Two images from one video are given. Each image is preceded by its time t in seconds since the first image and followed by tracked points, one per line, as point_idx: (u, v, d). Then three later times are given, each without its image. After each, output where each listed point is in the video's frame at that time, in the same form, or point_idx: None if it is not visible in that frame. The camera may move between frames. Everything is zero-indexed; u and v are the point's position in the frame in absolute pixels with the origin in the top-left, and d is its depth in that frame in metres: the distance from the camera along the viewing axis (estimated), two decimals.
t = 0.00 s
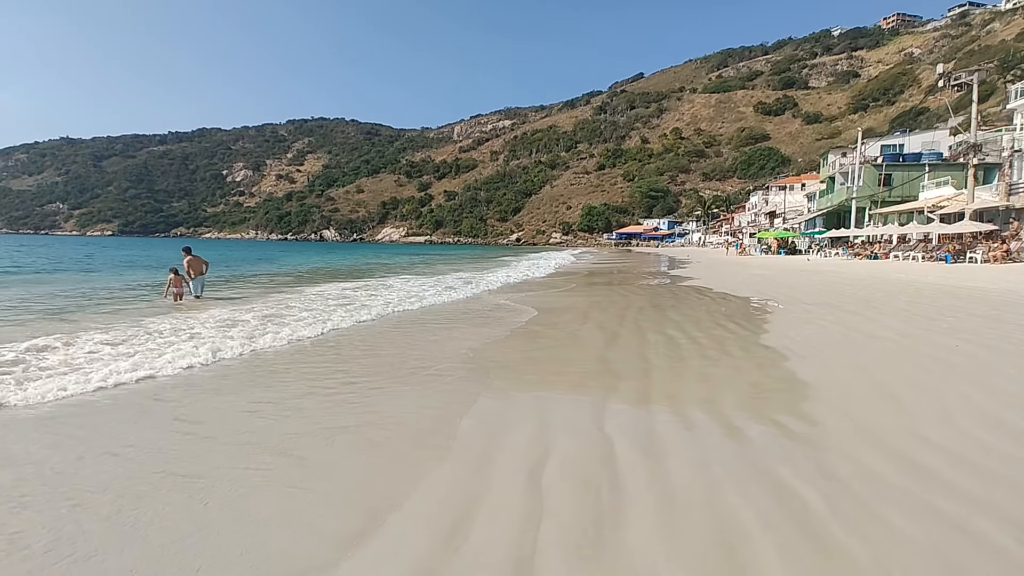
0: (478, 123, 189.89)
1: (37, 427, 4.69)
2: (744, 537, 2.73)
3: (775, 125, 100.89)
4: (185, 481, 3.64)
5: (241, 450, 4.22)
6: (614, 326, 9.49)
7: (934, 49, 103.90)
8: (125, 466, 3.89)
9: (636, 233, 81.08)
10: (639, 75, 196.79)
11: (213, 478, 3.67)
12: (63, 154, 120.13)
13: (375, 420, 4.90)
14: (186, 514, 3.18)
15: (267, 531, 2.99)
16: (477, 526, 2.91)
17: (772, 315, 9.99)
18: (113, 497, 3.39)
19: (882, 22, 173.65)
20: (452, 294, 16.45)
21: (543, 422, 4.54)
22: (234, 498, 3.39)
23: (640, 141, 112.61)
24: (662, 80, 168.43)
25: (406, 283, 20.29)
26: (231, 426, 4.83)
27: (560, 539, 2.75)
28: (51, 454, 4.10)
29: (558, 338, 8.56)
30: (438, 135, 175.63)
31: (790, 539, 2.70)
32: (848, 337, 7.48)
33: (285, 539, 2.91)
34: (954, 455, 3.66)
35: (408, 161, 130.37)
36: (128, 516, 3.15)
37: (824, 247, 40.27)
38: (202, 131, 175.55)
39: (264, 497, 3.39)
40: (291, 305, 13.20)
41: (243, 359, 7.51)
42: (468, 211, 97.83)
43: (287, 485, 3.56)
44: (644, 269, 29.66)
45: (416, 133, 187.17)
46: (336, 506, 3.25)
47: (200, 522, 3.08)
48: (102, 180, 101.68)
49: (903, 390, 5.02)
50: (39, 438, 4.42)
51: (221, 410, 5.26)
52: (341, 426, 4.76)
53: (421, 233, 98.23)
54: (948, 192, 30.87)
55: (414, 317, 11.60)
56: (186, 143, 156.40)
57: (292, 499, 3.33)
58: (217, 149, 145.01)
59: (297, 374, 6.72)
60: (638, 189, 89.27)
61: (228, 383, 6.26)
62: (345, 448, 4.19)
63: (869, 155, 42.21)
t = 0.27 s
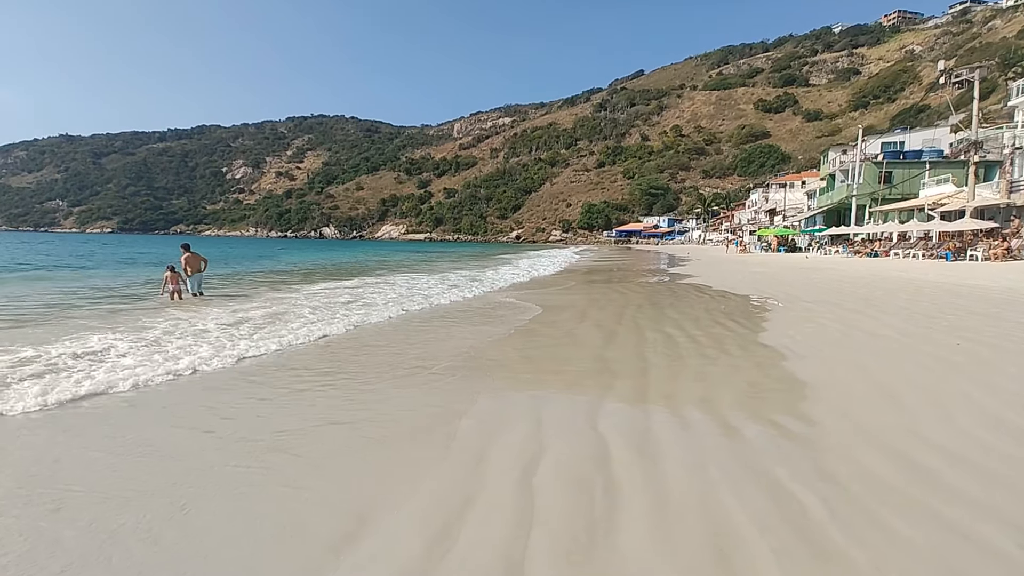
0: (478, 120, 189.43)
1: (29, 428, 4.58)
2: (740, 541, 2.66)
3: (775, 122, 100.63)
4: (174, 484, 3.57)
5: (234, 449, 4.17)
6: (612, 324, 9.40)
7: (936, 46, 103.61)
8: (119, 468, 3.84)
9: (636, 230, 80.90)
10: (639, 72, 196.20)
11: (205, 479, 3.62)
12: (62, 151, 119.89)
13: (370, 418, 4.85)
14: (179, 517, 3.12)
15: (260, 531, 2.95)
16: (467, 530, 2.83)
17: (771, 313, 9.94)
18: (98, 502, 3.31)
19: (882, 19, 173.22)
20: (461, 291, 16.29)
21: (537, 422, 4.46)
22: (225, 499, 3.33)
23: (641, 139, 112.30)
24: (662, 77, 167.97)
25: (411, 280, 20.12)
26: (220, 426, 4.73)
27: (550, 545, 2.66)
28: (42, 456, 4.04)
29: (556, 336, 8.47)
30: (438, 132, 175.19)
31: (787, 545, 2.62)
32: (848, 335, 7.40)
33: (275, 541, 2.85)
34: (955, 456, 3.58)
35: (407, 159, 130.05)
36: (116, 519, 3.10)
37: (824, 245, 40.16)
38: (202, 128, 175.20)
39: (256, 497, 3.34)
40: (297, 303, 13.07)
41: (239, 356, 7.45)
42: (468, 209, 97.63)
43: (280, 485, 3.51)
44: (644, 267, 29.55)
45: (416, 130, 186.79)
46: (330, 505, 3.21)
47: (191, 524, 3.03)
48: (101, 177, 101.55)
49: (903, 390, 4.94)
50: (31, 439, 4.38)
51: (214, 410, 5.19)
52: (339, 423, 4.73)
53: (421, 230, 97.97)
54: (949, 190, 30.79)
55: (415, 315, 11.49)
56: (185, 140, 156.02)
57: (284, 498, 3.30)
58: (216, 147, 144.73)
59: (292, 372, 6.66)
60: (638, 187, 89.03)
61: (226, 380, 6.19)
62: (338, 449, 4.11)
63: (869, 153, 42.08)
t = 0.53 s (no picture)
0: (478, 119, 189.21)
1: (10, 429, 4.47)
2: (735, 553, 2.58)
3: (776, 123, 100.48)
4: (153, 491, 3.47)
5: (218, 452, 4.06)
6: (610, 325, 9.31)
7: (937, 47, 103.44)
8: (100, 471, 3.76)
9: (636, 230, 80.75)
10: (640, 71, 196.24)
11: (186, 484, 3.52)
12: (62, 148, 119.98)
13: (360, 420, 4.75)
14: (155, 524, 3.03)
15: (239, 541, 2.85)
16: (454, 540, 2.74)
17: (770, 314, 9.85)
18: (74, 508, 3.22)
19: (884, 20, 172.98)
20: (464, 291, 16.07)
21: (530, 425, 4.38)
22: (205, 507, 3.23)
23: (641, 138, 112.12)
24: (664, 77, 167.67)
25: (413, 280, 19.92)
26: (205, 427, 4.63)
27: (538, 556, 2.58)
28: (22, 457, 3.95)
29: (553, 337, 8.39)
30: (439, 131, 175.02)
31: (784, 558, 2.52)
32: (848, 337, 7.32)
33: (250, 553, 2.75)
34: (958, 466, 3.45)
35: (408, 158, 129.88)
36: (90, 528, 3.01)
37: (824, 246, 40.07)
38: (202, 125, 175.16)
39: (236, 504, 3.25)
40: (299, 302, 12.85)
41: (231, 354, 7.36)
42: (468, 208, 97.50)
43: (261, 492, 3.41)
44: (644, 267, 29.46)
45: (416, 129, 186.63)
46: (311, 512, 3.11)
47: (168, 533, 2.94)
48: (102, 174, 101.69)
49: (904, 395, 4.82)
50: (13, 439, 4.28)
51: (200, 410, 5.10)
52: (328, 426, 4.63)
53: (421, 229, 97.83)
54: (950, 191, 30.71)
55: (415, 314, 11.32)
56: (186, 137, 156.13)
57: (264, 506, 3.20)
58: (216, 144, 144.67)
59: (284, 371, 6.56)
60: (639, 186, 88.87)
61: (215, 379, 6.09)
62: (323, 452, 4.01)
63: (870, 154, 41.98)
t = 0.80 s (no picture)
0: (484, 117, 189.26)
1: (11, 424, 4.46)
2: (733, 568, 2.49)
3: (782, 124, 100.19)
4: (146, 492, 3.43)
5: (212, 454, 4.03)
6: (612, 326, 9.25)
7: (946, 49, 102.83)
8: (91, 472, 3.72)
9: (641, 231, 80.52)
10: (646, 72, 195.82)
11: (175, 489, 3.47)
12: (70, 144, 120.73)
13: (355, 421, 4.69)
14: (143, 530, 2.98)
15: (225, 550, 2.79)
16: (443, 547, 2.68)
17: (772, 317, 9.75)
18: (61, 512, 3.17)
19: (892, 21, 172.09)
20: (469, 290, 15.97)
21: (527, 428, 4.32)
22: (193, 512, 3.17)
23: (647, 139, 111.94)
24: (670, 78, 167.22)
25: (418, 278, 19.83)
26: (199, 427, 4.59)
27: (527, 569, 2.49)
28: (10, 456, 3.90)
29: (554, 338, 8.36)
30: (444, 129, 175.17)
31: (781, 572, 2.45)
32: (851, 342, 7.23)
33: (236, 561, 2.69)
34: (966, 479, 3.34)
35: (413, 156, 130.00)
36: (75, 532, 2.96)
37: (829, 248, 39.89)
38: (209, 122, 175.97)
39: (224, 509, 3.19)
40: (303, 299, 12.78)
41: (230, 349, 7.32)
42: (472, 207, 97.49)
43: (250, 496, 3.35)
44: (647, 268, 29.35)
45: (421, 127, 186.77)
46: (300, 519, 3.04)
47: (153, 539, 2.89)
48: (108, 170, 102.49)
49: (908, 403, 4.72)
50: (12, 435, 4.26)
51: (195, 409, 5.06)
52: (322, 427, 4.57)
53: (425, 227, 97.93)
54: (957, 195, 30.49)
55: (418, 312, 11.26)
56: (192, 134, 156.78)
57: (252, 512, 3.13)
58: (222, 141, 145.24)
59: (282, 369, 6.51)
60: (644, 187, 88.69)
61: (212, 376, 6.04)
62: (316, 455, 3.96)
63: (877, 156, 41.72)
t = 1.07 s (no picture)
0: (489, 117, 189.27)
1: (11, 421, 4.41)
2: None
3: (789, 125, 99.78)
4: (143, 489, 3.39)
5: (207, 454, 3.94)
6: (616, 328, 9.16)
7: (955, 50, 102.19)
8: (80, 471, 3.62)
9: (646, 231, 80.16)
10: (652, 72, 195.37)
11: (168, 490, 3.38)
12: (78, 142, 121.35)
13: (353, 422, 4.60)
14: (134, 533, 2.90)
15: (216, 555, 2.70)
16: (440, 554, 2.60)
17: (778, 319, 9.64)
18: (55, 510, 3.12)
19: (899, 21, 171.21)
20: (477, 289, 15.84)
21: (528, 431, 4.23)
22: (184, 514, 3.08)
23: (652, 139, 111.60)
24: (676, 78, 166.77)
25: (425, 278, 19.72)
26: (195, 427, 4.51)
27: None
28: (6, 454, 3.84)
29: (558, 339, 8.27)
30: (449, 129, 175.33)
31: None
32: (858, 345, 7.12)
33: (227, 566, 2.60)
34: (979, 487, 3.24)
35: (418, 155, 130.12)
36: (63, 534, 2.87)
37: (835, 250, 39.63)
38: (215, 121, 176.77)
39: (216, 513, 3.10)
40: (310, 298, 12.67)
41: (231, 348, 7.27)
42: (477, 206, 97.43)
43: (246, 497, 3.29)
44: (652, 268, 29.20)
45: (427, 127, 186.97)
46: (293, 523, 2.95)
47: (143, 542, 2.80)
48: (116, 168, 103.22)
49: (917, 408, 4.61)
50: (12, 430, 4.22)
51: (191, 407, 4.97)
52: (319, 429, 4.47)
53: (429, 227, 97.96)
54: (966, 196, 30.22)
55: (423, 311, 11.16)
56: (199, 133, 157.32)
57: (243, 516, 3.03)
58: (229, 140, 145.72)
59: (281, 367, 6.43)
60: (649, 187, 88.42)
61: (214, 374, 5.99)
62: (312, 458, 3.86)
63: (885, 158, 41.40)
